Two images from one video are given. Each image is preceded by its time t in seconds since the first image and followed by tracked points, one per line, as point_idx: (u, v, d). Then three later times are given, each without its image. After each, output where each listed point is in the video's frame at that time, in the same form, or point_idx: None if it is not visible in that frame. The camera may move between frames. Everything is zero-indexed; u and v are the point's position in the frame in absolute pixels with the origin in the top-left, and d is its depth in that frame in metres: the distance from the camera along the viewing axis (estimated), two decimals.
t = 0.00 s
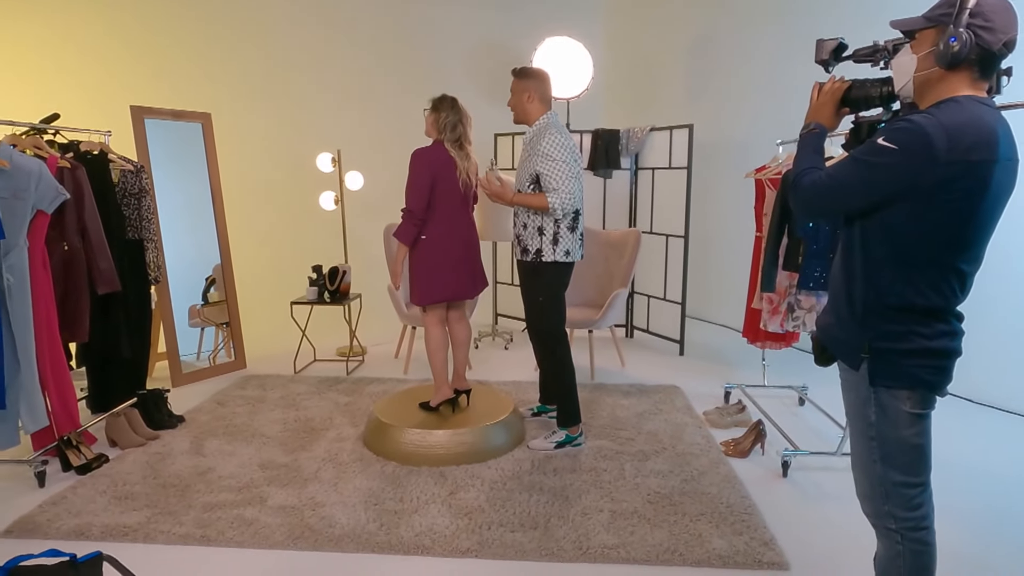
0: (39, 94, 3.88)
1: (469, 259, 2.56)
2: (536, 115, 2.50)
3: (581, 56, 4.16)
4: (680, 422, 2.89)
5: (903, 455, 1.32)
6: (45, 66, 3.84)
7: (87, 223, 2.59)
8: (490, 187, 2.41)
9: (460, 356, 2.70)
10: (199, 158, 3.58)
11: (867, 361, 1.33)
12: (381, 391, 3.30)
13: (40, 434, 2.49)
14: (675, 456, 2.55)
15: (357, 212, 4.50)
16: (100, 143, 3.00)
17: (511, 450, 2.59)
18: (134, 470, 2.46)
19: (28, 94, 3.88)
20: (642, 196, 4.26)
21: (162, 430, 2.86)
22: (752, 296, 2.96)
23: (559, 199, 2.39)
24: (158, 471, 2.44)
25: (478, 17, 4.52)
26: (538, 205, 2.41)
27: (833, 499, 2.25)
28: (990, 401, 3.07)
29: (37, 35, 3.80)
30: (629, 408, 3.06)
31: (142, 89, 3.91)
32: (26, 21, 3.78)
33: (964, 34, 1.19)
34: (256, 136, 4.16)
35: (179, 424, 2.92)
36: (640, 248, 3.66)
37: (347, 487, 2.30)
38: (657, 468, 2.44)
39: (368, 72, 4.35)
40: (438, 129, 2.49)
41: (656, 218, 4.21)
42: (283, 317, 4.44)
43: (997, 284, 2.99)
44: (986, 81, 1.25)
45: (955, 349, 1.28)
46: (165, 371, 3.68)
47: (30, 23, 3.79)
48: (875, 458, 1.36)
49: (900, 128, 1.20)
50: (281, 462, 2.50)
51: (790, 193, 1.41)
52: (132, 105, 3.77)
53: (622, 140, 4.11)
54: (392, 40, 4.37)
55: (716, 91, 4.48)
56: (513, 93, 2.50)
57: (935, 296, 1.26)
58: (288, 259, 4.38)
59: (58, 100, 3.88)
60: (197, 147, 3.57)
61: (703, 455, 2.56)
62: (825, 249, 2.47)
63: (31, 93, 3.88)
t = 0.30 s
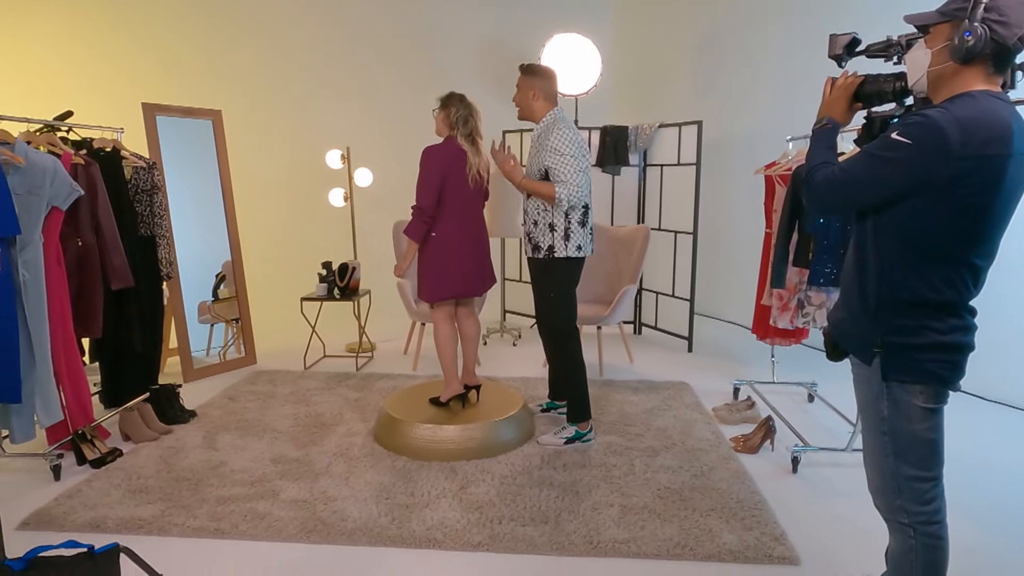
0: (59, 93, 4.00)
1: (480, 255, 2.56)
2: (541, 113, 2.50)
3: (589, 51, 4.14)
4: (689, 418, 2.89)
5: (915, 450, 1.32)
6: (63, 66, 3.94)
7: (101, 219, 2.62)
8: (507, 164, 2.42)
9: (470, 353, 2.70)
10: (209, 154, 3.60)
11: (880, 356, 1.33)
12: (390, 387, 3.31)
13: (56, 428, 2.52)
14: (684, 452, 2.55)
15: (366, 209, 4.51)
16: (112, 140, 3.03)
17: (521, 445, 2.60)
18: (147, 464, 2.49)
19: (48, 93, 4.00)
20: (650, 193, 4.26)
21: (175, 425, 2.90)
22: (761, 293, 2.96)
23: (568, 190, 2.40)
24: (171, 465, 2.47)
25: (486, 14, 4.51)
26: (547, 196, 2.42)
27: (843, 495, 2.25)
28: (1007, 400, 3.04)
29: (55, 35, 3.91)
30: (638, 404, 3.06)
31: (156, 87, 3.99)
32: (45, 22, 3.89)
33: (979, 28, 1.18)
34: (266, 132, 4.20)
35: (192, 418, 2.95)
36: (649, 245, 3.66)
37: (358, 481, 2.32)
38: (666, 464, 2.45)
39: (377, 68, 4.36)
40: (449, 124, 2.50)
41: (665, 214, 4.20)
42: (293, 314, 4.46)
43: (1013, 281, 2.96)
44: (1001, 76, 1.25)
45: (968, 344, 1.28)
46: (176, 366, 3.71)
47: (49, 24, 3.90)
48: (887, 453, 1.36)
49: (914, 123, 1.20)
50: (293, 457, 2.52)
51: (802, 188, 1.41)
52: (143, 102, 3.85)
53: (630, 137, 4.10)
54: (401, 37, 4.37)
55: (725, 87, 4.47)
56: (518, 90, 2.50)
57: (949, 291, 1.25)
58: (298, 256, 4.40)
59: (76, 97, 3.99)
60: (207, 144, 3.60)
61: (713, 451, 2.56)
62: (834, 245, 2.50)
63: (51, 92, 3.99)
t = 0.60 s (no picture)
0: (73, 89, 4.05)
1: (492, 251, 2.57)
2: (542, 116, 2.50)
3: (598, 47, 4.12)
4: (700, 415, 2.89)
5: (930, 445, 1.32)
6: (79, 62, 4.00)
7: (116, 215, 2.64)
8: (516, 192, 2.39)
9: (481, 349, 2.71)
10: (221, 151, 3.63)
11: (895, 351, 1.33)
12: (401, 383, 3.33)
13: (71, 422, 2.54)
14: (695, 448, 2.55)
15: (377, 205, 4.53)
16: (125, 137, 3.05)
17: (531, 440, 2.60)
18: (162, 457, 2.52)
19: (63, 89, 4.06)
20: (660, 189, 4.25)
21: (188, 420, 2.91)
22: (772, 290, 2.95)
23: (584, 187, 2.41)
24: (185, 459, 2.49)
25: (496, 10, 4.50)
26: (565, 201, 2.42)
27: (856, 492, 2.24)
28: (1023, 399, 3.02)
29: (70, 31, 3.98)
30: (648, 400, 3.07)
31: (167, 84, 4.03)
32: (60, 20, 3.96)
33: (997, 22, 1.18)
34: (276, 129, 4.22)
35: (204, 413, 2.97)
36: (659, 241, 3.65)
37: (371, 475, 2.34)
38: (677, 460, 2.45)
39: (388, 65, 4.36)
40: (459, 122, 2.50)
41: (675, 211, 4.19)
42: (303, 310, 4.49)
43: None
44: (1018, 71, 1.24)
45: (984, 340, 1.28)
46: (189, 361, 3.74)
47: (64, 20, 3.96)
48: (902, 448, 1.36)
49: (931, 118, 1.19)
50: (305, 451, 2.54)
51: (818, 183, 1.41)
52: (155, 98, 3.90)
53: (640, 133, 4.09)
54: (410, 33, 4.37)
55: (736, 83, 4.45)
56: (517, 95, 2.50)
57: (965, 286, 1.25)
58: (309, 252, 4.43)
59: (90, 93, 4.04)
60: (219, 141, 3.62)
61: (724, 447, 2.56)
62: (847, 242, 2.48)
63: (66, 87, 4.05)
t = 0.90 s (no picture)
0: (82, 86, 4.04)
1: (503, 248, 2.57)
2: (560, 108, 2.50)
3: (608, 43, 4.11)
4: (711, 411, 2.89)
5: (946, 441, 1.32)
6: (88, 60, 3.99)
7: (129, 211, 2.66)
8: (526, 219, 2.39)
9: (492, 345, 2.71)
10: (232, 148, 3.64)
11: (911, 346, 1.33)
12: (411, 378, 3.34)
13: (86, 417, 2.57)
14: (706, 444, 2.55)
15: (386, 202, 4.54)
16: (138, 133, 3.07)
17: (542, 436, 2.61)
18: (175, 452, 2.54)
19: (70, 85, 4.03)
20: (670, 185, 4.24)
21: (201, 415, 2.97)
22: (784, 287, 2.94)
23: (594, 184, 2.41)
24: (198, 453, 2.51)
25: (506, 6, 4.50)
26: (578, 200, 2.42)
27: (869, 489, 2.23)
28: None
29: (77, 27, 3.95)
30: (659, 397, 3.06)
31: (178, 81, 4.03)
32: (69, 16, 3.94)
33: (1016, 15, 1.17)
34: (286, 126, 4.24)
35: (217, 408, 3.01)
36: (669, 238, 3.63)
37: (383, 470, 2.35)
38: (689, 456, 2.45)
39: (397, 61, 4.36)
40: (471, 118, 2.50)
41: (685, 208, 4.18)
42: (314, 306, 4.50)
43: None
44: None
45: (1001, 335, 1.27)
46: (201, 357, 3.76)
47: (71, 17, 3.94)
48: (918, 444, 1.35)
49: (949, 112, 1.18)
50: (317, 446, 2.55)
51: (833, 178, 1.40)
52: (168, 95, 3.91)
53: (650, 130, 4.08)
54: (420, 30, 4.37)
55: (746, 80, 4.43)
56: (535, 86, 2.50)
57: (982, 281, 1.24)
58: (320, 249, 4.44)
59: (99, 90, 4.03)
60: (230, 138, 3.63)
61: (735, 444, 2.56)
62: (860, 237, 2.49)
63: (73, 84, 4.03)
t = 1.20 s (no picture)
0: (93, 84, 4.06)
1: (513, 244, 2.57)
2: (572, 101, 2.50)
3: (618, 39, 4.10)
4: (721, 407, 2.89)
5: (962, 436, 1.31)
6: (99, 58, 4.02)
7: (143, 207, 2.68)
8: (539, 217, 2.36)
9: (502, 341, 2.72)
10: (242, 144, 3.66)
11: (927, 342, 1.32)
12: (421, 374, 3.35)
13: (100, 411, 2.59)
14: (717, 440, 2.55)
15: (396, 199, 4.55)
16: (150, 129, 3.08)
17: (553, 432, 2.61)
18: (189, 446, 2.56)
19: (86, 82, 4.06)
20: (679, 182, 4.23)
21: (213, 410, 2.96)
22: (795, 283, 2.93)
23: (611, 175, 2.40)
24: (211, 447, 2.53)
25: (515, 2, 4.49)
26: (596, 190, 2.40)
27: (881, 485, 2.23)
28: None
29: (93, 25, 3.98)
30: (669, 393, 3.06)
31: (191, 78, 4.06)
32: (82, 14, 3.97)
33: None
34: (296, 123, 4.26)
35: (228, 403, 3.01)
36: (679, 235, 3.62)
37: (394, 465, 2.36)
38: (699, 452, 2.45)
39: (407, 57, 4.37)
40: (483, 115, 2.50)
41: (695, 204, 4.17)
42: (323, 302, 4.52)
43: None
44: None
45: (1016, 331, 1.26)
46: (212, 352, 3.79)
47: (86, 15, 3.97)
48: (933, 440, 1.35)
49: (967, 106, 1.17)
50: (329, 441, 2.57)
51: (848, 173, 1.39)
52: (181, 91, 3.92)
53: (660, 126, 4.07)
54: (429, 27, 4.38)
55: (758, 75, 4.41)
56: (548, 78, 2.49)
57: (999, 277, 1.24)
58: (329, 245, 4.46)
59: (113, 87, 4.05)
60: (242, 134, 3.65)
61: (746, 440, 2.55)
62: (873, 234, 2.50)
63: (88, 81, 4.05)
